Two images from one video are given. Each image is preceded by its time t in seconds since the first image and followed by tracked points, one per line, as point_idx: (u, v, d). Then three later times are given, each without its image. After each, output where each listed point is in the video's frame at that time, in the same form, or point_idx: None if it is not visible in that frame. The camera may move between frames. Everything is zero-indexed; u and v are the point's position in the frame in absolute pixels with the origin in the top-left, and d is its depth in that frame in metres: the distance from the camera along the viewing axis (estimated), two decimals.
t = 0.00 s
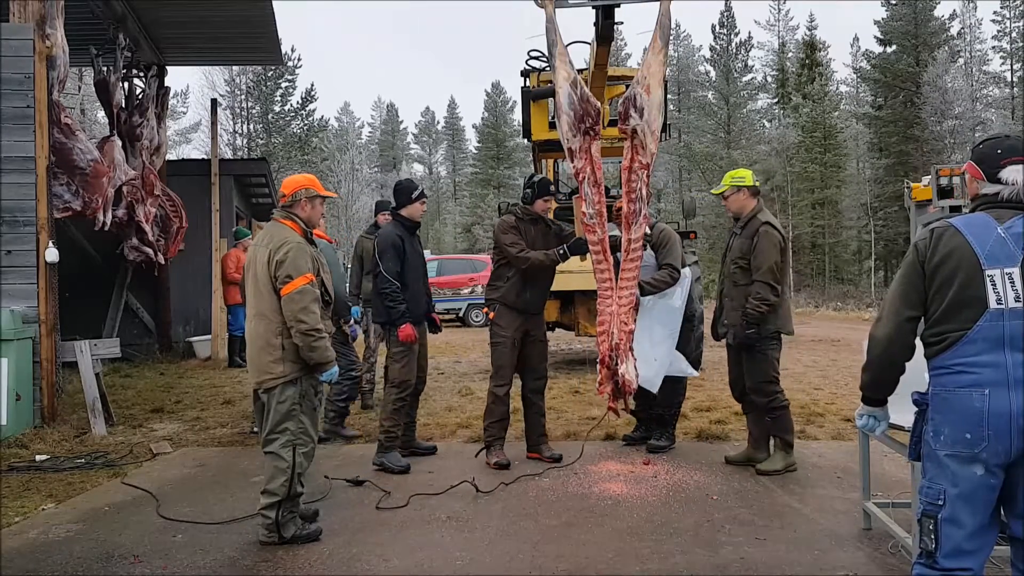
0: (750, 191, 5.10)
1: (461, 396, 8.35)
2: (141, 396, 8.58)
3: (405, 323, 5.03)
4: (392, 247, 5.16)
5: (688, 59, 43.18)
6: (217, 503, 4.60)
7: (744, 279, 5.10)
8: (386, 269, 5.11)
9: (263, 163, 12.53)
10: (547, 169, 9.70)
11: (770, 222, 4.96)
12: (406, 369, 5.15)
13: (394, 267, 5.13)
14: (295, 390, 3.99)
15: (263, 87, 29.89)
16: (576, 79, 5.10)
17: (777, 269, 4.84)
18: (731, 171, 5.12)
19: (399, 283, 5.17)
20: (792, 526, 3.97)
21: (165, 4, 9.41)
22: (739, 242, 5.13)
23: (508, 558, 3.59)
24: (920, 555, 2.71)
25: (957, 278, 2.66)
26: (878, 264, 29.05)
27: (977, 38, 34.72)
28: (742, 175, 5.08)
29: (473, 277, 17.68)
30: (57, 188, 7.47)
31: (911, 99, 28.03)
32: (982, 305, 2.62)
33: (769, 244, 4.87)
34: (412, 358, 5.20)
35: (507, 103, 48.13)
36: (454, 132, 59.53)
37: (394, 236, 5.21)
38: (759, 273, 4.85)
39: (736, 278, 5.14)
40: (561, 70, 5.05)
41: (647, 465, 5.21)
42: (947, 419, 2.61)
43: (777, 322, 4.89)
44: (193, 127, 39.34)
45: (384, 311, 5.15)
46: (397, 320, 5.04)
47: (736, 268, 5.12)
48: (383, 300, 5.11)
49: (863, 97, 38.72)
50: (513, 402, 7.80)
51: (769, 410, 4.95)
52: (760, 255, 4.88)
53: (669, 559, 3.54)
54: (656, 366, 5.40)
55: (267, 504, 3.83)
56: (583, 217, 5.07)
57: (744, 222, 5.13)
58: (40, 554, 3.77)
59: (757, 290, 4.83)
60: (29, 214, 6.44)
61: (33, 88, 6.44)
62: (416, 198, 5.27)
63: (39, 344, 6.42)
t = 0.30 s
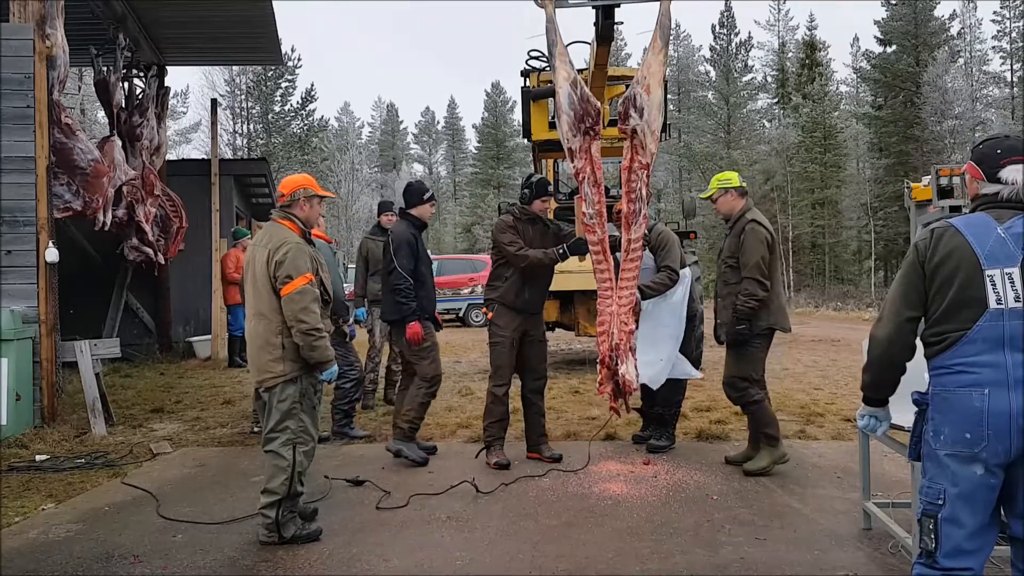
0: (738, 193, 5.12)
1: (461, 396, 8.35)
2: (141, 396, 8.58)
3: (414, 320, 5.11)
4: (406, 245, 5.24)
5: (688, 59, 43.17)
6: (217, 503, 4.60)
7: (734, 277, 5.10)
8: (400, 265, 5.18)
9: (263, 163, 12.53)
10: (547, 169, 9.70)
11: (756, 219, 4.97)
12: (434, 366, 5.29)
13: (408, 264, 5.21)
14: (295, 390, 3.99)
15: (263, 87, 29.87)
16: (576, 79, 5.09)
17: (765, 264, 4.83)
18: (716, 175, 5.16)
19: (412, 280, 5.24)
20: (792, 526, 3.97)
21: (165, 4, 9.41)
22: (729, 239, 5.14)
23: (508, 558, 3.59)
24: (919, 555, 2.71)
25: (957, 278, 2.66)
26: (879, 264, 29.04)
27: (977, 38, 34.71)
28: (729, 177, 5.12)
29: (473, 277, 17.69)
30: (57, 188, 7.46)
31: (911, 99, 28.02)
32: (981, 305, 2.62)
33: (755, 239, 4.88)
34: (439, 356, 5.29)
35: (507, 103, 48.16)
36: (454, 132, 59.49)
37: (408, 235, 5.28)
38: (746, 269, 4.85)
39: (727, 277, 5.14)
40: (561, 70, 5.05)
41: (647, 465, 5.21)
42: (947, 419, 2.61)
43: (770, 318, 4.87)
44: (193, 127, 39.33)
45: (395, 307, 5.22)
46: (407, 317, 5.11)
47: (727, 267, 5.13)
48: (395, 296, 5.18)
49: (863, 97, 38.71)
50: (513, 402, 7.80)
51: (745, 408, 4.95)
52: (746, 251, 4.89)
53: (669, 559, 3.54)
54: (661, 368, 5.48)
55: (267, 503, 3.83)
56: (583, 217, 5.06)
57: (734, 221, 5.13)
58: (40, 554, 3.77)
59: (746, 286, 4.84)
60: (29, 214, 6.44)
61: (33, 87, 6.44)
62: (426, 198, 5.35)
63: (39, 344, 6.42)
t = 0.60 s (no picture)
0: (734, 192, 5.12)
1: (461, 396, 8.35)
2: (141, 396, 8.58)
3: (446, 314, 5.28)
4: (433, 241, 5.37)
5: (688, 59, 43.18)
6: (217, 503, 4.60)
7: (724, 278, 5.13)
8: (428, 260, 5.31)
9: (263, 163, 12.53)
10: (547, 169, 9.69)
11: (748, 220, 4.96)
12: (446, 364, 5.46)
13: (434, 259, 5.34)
14: (297, 385, 4.00)
15: (263, 87, 29.87)
16: (576, 79, 5.09)
17: (751, 265, 4.84)
18: (712, 175, 5.17)
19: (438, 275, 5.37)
20: (792, 526, 3.97)
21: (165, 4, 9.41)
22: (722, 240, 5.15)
23: (508, 558, 3.59)
24: (919, 555, 2.72)
25: (956, 277, 2.66)
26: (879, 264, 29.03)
27: (977, 37, 34.70)
28: (725, 176, 5.12)
29: (473, 277, 17.69)
30: (57, 188, 7.45)
31: (911, 99, 28.01)
32: (980, 305, 2.62)
33: (742, 241, 4.88)
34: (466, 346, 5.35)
35: (507, 103, 48.16)
36: (454, 132, 59.47)
37: (432, 232, 5.41)
38: (733, 270, 4.87)
39: (717, 278, 5.18)
40: (561, 70, 5.06)
41: (647, 465, 5.21)
42: (946, 419, 2.61)
43: (759, 319, 4.89)
44: (193, 127, 39.35)
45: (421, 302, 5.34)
46: (438, 311, 5.26)
47: (716, 268, 5.17)
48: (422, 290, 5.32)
49: (863, 97, 38.70)
50: (513, 402, 7.80)
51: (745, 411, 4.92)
52: (734, 252, 4.91)
53: (669, 559, 3.54)
54: (669, 369, 5.43)
55: (268, 501, 3.83)
56: (583, 217, 5.07)
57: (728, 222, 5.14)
58: (40, 554, 3.77)
59: (732, 287, 4.86)
60: (29, 214, 6.44)
61: (33, 87, 6.45)
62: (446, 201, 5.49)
63: (39, 344, 6.42)
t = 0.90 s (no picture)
0: (732, 192, 5.12)
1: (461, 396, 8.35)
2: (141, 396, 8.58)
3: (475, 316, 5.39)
4: (464, 245, 5.49)
5: (689, 59, 43.16)
6: (217, 503, 4.60)
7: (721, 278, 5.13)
8: (460, 263, 5.43)
9: (263, 163, 12.53)
10: (547, 169, 9.69)
11: (745, 220, 4.96)
12: (466, 365, 5.52)
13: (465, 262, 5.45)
14: (297, 382, 3.99)
15: (263, 87, 29.86)
16: (576, 79, 5.10)
17: (747, 265, 4.83)
18: (710, 174, 5.16)
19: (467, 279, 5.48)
20: (792, 526, 3.97)
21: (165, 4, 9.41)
22: (719, 240, 5.14)
23: (507, 558, 3.59)
24: (919, 555, 2.71)
25: (956, 277, 2.66)
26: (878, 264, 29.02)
27: (977, 38, 34.69)
28: (722, 176, 5.11)
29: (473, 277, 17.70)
30: (57, 188, 7.45)
31: (911, 99, 28.02)
32: (980, 305, 2.62)
33: (737, 241, 4.89)
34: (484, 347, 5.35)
35: (507, 103, 48.17)
36: (454, 132, 59.46)
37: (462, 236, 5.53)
38: (729, 270, 4.87)
39: (714, 278, 5.18)
40: (561, 71, 5.07)
41: (646, 465, 5.21)
42: (946, 419, 2.62)
43: (756, 319, 4.89)
44: (193, 127, 39.35)
45: (451, 304, 5.42)
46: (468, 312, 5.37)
47: (713, 269, 5.16)
48: (451, 292, 5.41)
49: (863, 97, 38.71)
50: (513, 402, 7.80)
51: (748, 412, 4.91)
52: (730, 252, 4.91)
53: (669, 559, 3.55)
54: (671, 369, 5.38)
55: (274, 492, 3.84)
56: (583, 217, 5.06)
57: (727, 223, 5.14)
58: (40, 554, 3.77)
59: (727, 287, 4.88)
60: (29, 214, 6.44)
61: (33, 87, 6.45)
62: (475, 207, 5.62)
63: (39, 344, 6.42)
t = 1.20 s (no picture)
0: (731, 191, 5.11)
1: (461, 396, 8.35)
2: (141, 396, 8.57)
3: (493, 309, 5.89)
4: (483, 242, 5.99)
5: (689, 59, 43.15)
6: (217, 503, 4.60)
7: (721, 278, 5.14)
8: (480, 260, 5.95)
9: (263, 163, 12.53)
10: (547, 169, 9.69)
11: (745, 220, 4.96)
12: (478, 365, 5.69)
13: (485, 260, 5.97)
14: (297, 381, 3.99)
15: (263, 87, 29.84)
16: (576, 79, 5.10)
17: (748, 265, 4.84)
18: (709, 174, 5.16)
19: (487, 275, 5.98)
20: (792, 526, 3.97)
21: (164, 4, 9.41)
22: (720, 240, 5.15)
23: (508, 558, 3.59)
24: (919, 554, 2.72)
25: (956, 277, 2.66)
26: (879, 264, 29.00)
27: (977, 38, 34.68)
28: (721, 176, 5.11)
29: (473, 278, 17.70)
30: (57, 188, 7.45)
31: (911, 99, 28.01)
32: (980, 304, 2.62)
33: (738, 241, 4.90)
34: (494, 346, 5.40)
35: (507, 103, 48.17)
36: (454, 132, 59.43)
37: (482, 233, 6.03)
38: (730, 270, 4.88)
39: (715, 279, 5.18)
40: (561, 70, 5.05)
41: (647, 465, 5.21)
42: (946, 419, 2.62)
43: (757, 319, 4.88)
44: (193, 127, 39.36)
45: (471, 300, 5.92)
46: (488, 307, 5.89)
47: (713, 270, 5.17)
48: (472, 289, 5.94)
49: (863, 97, 38.72)
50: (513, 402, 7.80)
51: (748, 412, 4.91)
52: (730, 252, 4.92)
53: (669, 559, 3.54)
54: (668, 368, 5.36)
55: (304, 488, 3.91)
56: (582, 216, 5.06)
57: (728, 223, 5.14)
58: (40, 554, 3.77)
59: (730, 287, 4.88)
60: (29, 214, 6.44)
61: (33, 87, 6.44)
62: (495, 206, 6.10)
63: (39, 344, 6.42)
